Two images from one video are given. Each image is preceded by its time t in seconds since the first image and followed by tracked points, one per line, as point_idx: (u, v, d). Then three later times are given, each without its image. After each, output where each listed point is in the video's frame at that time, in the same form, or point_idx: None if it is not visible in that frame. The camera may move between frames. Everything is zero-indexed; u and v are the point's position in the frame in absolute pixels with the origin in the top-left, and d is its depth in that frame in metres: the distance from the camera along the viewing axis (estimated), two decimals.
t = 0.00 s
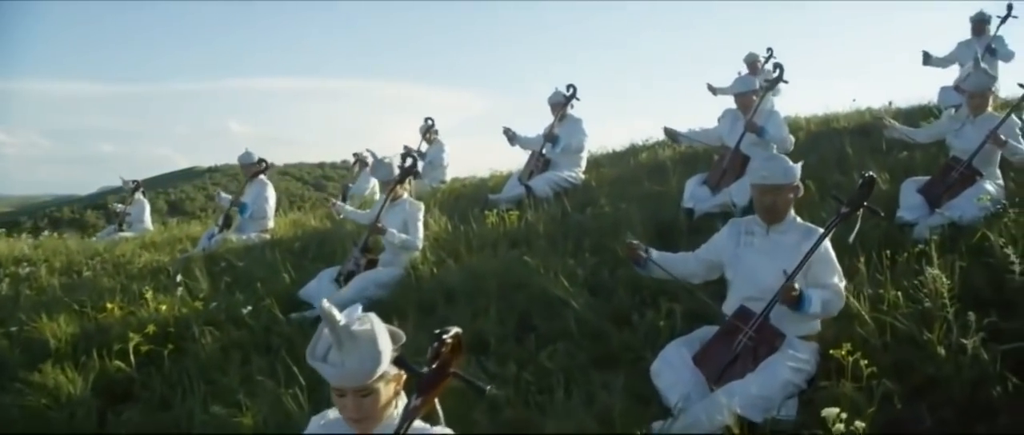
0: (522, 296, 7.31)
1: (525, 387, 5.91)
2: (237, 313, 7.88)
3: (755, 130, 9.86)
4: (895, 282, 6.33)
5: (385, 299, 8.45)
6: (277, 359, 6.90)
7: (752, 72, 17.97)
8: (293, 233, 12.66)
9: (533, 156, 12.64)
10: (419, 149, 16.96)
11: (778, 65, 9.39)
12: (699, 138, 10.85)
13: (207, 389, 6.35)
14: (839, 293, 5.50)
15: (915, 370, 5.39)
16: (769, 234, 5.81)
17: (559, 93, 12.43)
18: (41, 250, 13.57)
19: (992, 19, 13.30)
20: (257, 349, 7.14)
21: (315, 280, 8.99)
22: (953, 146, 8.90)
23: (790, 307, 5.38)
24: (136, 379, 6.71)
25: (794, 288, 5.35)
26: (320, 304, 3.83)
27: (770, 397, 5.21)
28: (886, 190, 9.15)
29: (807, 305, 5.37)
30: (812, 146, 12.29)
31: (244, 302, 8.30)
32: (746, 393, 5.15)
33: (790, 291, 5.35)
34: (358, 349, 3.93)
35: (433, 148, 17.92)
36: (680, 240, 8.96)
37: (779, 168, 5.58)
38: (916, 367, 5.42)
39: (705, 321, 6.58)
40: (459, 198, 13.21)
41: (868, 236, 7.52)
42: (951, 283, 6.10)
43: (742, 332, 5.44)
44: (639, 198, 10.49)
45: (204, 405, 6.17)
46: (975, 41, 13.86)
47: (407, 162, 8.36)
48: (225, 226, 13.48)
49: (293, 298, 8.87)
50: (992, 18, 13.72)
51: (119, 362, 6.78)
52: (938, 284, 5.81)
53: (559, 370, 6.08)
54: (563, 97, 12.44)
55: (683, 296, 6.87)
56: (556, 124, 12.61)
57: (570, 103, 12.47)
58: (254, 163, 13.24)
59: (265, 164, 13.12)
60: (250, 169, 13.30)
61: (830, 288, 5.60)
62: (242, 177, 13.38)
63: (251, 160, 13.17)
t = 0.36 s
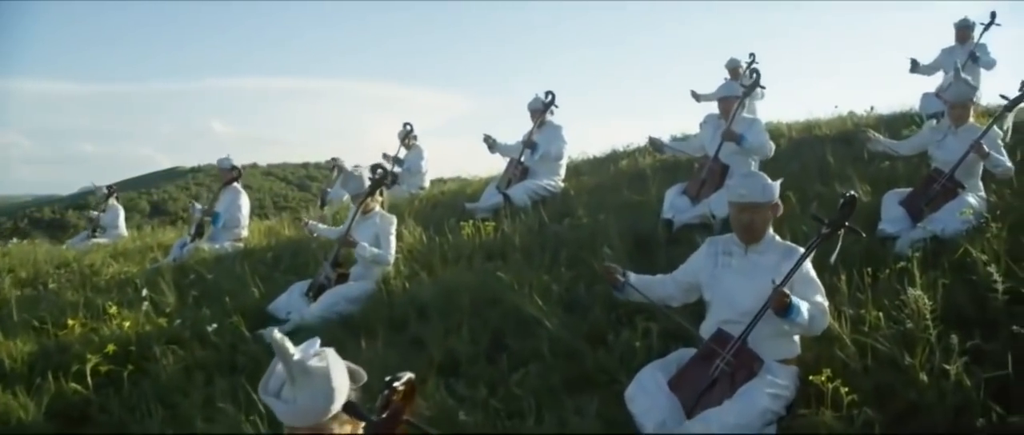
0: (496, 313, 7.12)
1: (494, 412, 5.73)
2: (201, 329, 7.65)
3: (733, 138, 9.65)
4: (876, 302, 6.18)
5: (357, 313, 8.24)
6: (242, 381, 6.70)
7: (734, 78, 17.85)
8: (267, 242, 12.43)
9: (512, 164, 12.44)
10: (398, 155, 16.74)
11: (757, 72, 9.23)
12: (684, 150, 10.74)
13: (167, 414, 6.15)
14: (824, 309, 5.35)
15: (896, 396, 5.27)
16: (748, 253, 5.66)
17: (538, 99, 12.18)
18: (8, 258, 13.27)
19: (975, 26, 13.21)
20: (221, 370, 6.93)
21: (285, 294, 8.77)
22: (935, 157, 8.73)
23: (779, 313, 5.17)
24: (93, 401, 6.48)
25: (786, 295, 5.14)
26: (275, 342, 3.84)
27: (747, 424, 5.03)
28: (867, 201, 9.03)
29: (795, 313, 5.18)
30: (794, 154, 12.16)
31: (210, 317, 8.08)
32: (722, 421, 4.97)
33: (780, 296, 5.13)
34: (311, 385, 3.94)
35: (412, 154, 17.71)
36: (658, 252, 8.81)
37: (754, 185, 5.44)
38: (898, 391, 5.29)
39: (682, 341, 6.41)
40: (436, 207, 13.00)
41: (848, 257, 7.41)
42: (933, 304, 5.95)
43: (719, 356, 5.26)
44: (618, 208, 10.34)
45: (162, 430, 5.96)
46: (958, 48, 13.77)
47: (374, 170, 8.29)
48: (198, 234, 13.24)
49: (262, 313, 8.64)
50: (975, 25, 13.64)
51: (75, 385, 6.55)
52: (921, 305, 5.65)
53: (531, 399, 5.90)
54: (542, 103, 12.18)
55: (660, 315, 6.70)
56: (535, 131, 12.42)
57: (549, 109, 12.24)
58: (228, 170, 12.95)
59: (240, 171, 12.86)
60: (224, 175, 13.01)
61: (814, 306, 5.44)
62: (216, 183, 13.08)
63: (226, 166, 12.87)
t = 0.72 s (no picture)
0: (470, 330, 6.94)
1: None
2: (167, 346, 7.40)
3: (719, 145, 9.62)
4: (859, 322, 6.03)
5: (330, 328, 8.04)
6: (208, 402, 6.50)
7: (717, 83, 17.74)
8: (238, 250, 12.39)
9: (491, 171, 12.25)
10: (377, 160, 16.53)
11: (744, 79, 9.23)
12: (669, 158, 10.56)
13: None
14: (806, 329, 5.21)
15: (879, 421, 5.15)
16: (726, 272, 5.52)
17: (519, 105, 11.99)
18: None
19: (958, 33, 13.15)
20: (187, 390, 6.72)
21: (256, 307, 8.55)
22: (918, 167, 8.64)
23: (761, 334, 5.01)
24: (51, 423, 6.29)
25: (767, 315, 4.96)
26: (234, 375, 4.49)
27: None
28: (849, 212, 8.91)
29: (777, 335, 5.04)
30: (776, 161, 12.05)
31: (179, 333, 7.84)
32: None
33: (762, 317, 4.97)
34: (270, 421, 4.45)
35: (392, 158, 17.51)
36: (638, 264, 8.66)
37: (733, 191, 5.41)
38: (881, 417, 5.17)
39: (661, 360, 6.24)
40: (415, 216, 12.81)
41: (830, 273, 7.27)
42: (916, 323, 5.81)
43: (697, 380, 5.09)
44: (598, 218, 10.19)
45: None
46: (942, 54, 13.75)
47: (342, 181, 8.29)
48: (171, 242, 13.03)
49: (232, 328, 8.42)
50: (959, 31, 13.60)
51: (33, 407, 6.38)
52: (904, 325, 5.49)
53: (505, 424, 5.73)
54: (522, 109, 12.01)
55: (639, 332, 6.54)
56: (515, 137, 12.25)
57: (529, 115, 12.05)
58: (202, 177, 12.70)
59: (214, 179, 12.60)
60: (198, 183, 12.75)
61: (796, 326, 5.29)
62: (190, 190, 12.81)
63: (201, 174, 12.63)
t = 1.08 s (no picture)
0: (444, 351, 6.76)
1: None
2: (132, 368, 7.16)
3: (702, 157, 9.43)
4: (843, 345, 5.86)
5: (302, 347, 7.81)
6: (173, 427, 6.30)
7: (701, 88, 17.61)
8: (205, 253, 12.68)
9: (471, 179, 12.03)
10: (357, 166, 16.30)
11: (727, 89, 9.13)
12: (655, 170, 10.32)
13: None
14: (790, 357, 5.03)
15: None
16: (706, 295, 5.30)
17: (500, 113, 11.74)
18: None
19: (944, 41, 13.06)
20: (150, 414, 6.51)
21: (227, 324, 8.32)
22: (903, 179, 8.47)
23: (741, 364, 4.84)
24: None
25: (747, 345, 4.80)
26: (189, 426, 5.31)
27: None
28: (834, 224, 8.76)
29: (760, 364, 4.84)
30: (760, 170, 11.90)
31: (145, 350, 7.61)
32: None
33: (742, 346, 4.80)
34: None
35: (372, 164, 17.29)
36: (619, 278, 8.48)
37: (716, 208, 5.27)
38: None
39: (639, 384, 6.06)
40: (394, 225, 12.59)
41: (815, 289, 7.09)
42: (902, 347, 5.66)
43: (675, 411, 4.87)
44: (579, 230, 10.02)
45: None
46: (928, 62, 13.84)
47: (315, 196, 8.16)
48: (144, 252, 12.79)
49: (202, 346, 8.18)
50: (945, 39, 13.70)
51: None
52: (890, 351, 5.33)
53: None
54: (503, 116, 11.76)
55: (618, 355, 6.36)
56: (495, 146, 12.05)
57: (509, 123, 11.79)
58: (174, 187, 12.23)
59: (185, 191, 12.14)
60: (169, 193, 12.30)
61: (779, 352, 5.11)
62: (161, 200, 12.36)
63: (175, 183, 12.13)
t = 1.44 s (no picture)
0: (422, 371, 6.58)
1: None
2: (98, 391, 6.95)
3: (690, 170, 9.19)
4: (833, 370, 5.69)
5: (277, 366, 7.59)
6: None
7: (689, 94, 17.47)
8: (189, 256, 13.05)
9: (454, 189, 11.80)
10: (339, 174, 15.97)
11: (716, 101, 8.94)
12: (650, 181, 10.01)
13: None
14: (776, 386, 4.82)
15: None
16: (691, 320, 5.06)
17: (484, 121, 11.48)
18: None
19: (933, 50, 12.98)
20: None
21: (201, 341, 8.08)
22: (895, 192, 8.29)
23: (728, 396, 4.64)
24: None
25: (733, 377, 4.62)
26: None
27: None
28: (823, 237, 8.59)
29: (746, 397, 4.65)
30: (748, 179, 11.73)
31: (115, 372, 7.38)
32: None
33: (725, 380, 4.61)
34: None
35: (358, 171, 17.07)
36: (603, 293, 8.29)
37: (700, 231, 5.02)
38: None
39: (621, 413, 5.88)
40: (377, 236, 12.34)
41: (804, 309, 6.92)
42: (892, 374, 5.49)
43: None
44: (563, 242, 9.84)
45: None
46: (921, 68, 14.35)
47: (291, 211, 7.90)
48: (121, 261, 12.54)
49: (174, 365, 7.92)
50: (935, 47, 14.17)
51: None
52: (882, 381, 5.17)
53: None
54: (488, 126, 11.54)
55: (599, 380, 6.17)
56: (479, 155, 11.84)
57: (493, 131, 11.55)
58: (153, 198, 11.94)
59: (164, 202, 11.86)
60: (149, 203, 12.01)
61: (766, 381, 4.91)
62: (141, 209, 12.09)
63: (152, 193, 11.83)
